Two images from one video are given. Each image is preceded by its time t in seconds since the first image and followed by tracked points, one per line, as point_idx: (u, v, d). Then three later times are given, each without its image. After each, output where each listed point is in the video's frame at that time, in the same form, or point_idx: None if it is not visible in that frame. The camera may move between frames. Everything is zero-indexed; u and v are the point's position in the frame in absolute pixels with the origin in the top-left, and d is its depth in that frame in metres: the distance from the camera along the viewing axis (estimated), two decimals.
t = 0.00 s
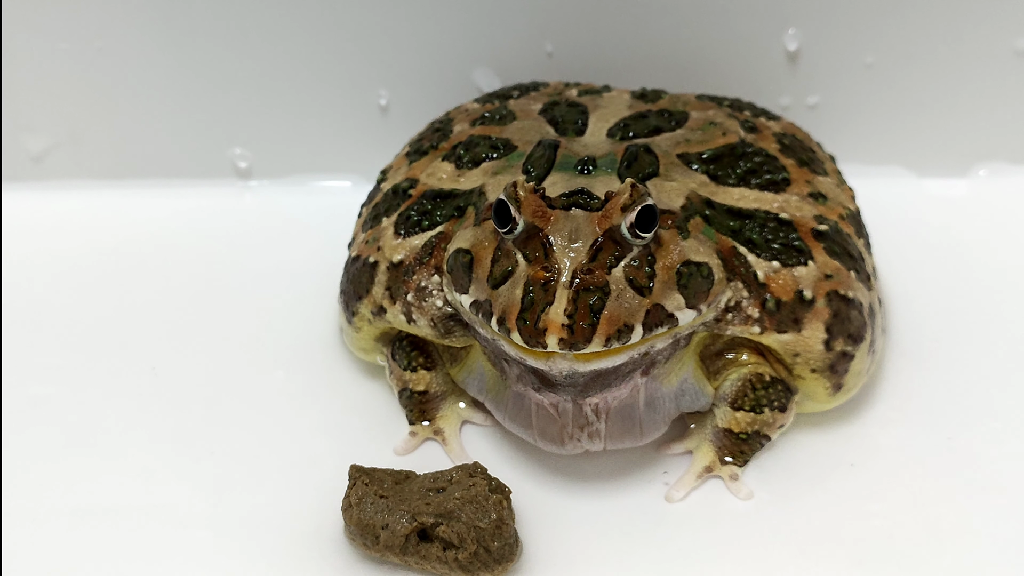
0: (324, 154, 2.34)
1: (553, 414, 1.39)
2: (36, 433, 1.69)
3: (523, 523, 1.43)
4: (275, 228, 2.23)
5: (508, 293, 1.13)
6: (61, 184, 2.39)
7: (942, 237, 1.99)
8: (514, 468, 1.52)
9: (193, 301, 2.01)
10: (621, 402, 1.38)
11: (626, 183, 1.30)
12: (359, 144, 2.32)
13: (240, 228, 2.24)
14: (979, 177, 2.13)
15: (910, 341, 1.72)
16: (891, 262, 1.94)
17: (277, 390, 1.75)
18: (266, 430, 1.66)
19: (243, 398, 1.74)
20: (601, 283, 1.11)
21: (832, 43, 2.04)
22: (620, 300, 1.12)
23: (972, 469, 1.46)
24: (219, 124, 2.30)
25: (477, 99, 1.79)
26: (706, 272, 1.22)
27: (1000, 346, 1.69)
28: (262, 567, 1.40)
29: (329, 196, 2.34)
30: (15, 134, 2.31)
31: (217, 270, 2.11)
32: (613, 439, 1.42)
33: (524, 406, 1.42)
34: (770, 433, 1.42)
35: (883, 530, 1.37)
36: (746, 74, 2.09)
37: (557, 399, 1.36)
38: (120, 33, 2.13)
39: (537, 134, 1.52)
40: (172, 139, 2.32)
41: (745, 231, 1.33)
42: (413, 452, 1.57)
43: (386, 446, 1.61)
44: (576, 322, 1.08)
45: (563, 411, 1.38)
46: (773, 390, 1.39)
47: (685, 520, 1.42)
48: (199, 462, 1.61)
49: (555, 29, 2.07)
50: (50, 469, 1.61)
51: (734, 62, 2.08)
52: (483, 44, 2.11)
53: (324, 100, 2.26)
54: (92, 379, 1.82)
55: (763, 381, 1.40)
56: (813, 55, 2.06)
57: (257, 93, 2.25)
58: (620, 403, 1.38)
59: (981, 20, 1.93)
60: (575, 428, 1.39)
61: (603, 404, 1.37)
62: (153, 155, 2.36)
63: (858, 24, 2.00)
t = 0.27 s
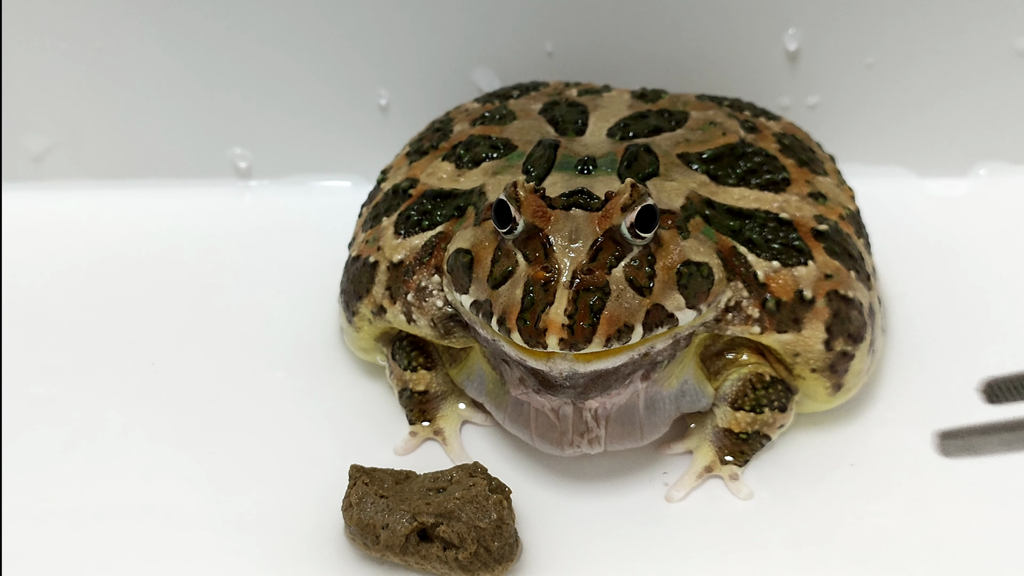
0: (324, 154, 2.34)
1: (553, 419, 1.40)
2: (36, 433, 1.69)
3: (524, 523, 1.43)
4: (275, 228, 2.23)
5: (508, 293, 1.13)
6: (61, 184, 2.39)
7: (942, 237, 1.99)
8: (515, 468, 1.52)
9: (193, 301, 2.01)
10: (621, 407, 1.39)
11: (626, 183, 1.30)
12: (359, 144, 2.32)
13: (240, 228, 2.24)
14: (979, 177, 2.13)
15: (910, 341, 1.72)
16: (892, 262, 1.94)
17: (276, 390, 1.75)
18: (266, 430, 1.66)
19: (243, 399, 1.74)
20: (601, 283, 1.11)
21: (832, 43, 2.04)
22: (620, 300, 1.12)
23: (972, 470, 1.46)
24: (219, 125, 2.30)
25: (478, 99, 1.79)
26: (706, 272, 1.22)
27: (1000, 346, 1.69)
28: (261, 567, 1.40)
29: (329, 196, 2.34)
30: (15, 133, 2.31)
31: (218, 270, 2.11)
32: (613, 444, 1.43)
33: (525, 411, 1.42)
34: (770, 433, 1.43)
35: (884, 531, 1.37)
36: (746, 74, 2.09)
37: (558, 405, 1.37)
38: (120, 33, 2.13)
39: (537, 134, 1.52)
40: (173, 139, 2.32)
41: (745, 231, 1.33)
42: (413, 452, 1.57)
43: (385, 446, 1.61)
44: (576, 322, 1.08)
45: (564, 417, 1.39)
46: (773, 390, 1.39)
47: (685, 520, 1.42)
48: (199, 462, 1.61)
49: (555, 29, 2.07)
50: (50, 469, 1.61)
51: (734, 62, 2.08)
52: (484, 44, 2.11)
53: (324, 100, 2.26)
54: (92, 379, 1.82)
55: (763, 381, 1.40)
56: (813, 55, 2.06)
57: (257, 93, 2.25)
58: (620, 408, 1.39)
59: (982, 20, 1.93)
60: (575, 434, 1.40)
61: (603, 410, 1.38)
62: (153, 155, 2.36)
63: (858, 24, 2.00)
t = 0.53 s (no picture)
0: (324, 154, 2.34)
1: (553, 423, 1.41)
2: (37, 433, 1.69)
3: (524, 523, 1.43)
4: (275, 228, 2.23)
5: (508, 294, 1.13)
6: (61, 184, 2.39)
7: (942, 237, 1.99)
8: (515, 468, 1.53)
9: (193, 300, 2.01)
10: (621, 411, 1.39)
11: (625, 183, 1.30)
12: (358, 144, 2.32)
13: (240, 228, 2.24)
14: (979, 177, 2.13)
15: (910, 341, 1.72)
16: (891, 263, 1.94)
17: (276, 390, 1.75)
18: (266, 430, 1.66)
19: (243, 399, 1.74)
20: (600, 284, 1.11)
21: (832, 43, 2.04)
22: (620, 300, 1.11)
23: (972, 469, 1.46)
24: (219, 125, 2.30)
25: (478, 99, 1.79)
26: (706, 272, 1.22)
27: (1000, 346, 1.69)
28: (262, 567, 1.40)
29: (329, 196, 2.34)
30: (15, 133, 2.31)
31: (217, 270, 2.11)
32: (613, 448, 1.43)
33: (525, 414, 1.43)
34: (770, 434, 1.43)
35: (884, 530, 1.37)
36: (746, 74, 2.09)
37: (558, 408, 1.37)
38: (120, 33, 2.13)
39: (537, 134, 1.52)
40: (173, 139, 2.32)
41: (745, 231, 1.33)
42: (413, 452, 1.57)
43: (385, 446, 1.61)
44: (576, 322, 1.08)
45: (564, 421, 1.39)
46: (773, 390, 1.39)
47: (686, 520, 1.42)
48: (199, 462, 1.61)
49: (555, 29, 2.07)
50: (51, 469, 1.61)
51: (734, 62, 2.08)
52: (484, 45, 2.11)
53: (324, 100, 2.26)
54: (92, 379, 1.82)
55: (763, 381, 1.39)
56: (813, 55, 2.06)
57: (257, 93, 2.25)
58: (620, 411, 1.39)
59: (982, 20, 1.93)
60: (575, 439, 1.40)
61: (603, 414, 1.39)
62: (153, 155, 2.36)
63: (858, 24, 2.00)
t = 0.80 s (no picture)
0: (325, 154, 2.34)
1: (553, 425, 1.41)
2: (37, 433, 1.69)
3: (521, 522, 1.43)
4: (274, 228, 2.23)
5: (508, 294, 1.13)
6: (61, 184, 2.39)
7: (941, 237, 1.99)
8: (516, 468, 1.53)
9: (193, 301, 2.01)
10: (621, 413, 1.40)
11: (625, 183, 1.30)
12: (358, 144, 2.32)
13: (240, 228, 2.24)
14: (979, 177, 2.13)
15: (909, 341, 1.72)
16: (891, 263, 1.94)
17: (276, 390, 1.75)
18: (266, 430, 1.66)
19: (244, 398, 1.74)
20: (601, 285, 1.10)
21: (832, 44, 2.04)
22: (620, 300, 1.11)
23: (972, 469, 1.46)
24: (219, 125, 2.30)
25: (478, 99, 1.79)
26: (705, 272, 1.22)
27: (1000, 346, 1.69)
28: (262, 568, 1.40)
29: (329, 196, 2.34)
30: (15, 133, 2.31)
31: (218, 271, 2.11)
32: (613, 449, 1.43)
33: (525, 414, 1.43)
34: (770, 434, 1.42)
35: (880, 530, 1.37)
36: (746, 74, 2.09)
37: (559, 410, 1.37)
38: (121, 33, 2.13)
39: (537, 134, 1.52)
40: (173, 139, 2.32)
41: (745, 231, 1.33)
42: (413, 452, 1.57)
43: (385, 446, 1.61)
44: (576, 322, 1.08)
45: (564, 422, 1.39)
46: (774, 391, 1.39)
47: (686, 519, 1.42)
48: (199, 462, 1.61)
49: (556, 29, 2.07)
50: (50, 469, 1.61)
51: (734, 62, 2.08)
52: (484, 44, 2.11)
53: (324, 99, 2.26)
54: (93, 379, 1.82)
55: (763, 381, 1.39)
56: (813, 55, 2.05)
57: (257, 93, 2.25)
58: (620, 413, 1.39)
59: (982, 20, 1.93)
60: (575, 441, 1.40)
61: (603, 416, 1.39)
62: (153, 155, 2.36)
63: (858, 24, 2.00)
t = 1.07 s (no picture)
0: (325, 154, 2.34)
1: (553, 425, 1.41)
2: (37, 433, 1.69)
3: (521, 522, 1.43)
4: (274, 228, 2.23)
5: (508, 294, 1.13)
6: (61, 184, 2.39)
7: (941, 237, 1.99)
8: (516, 468, 1.53)
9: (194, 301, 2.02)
10: (621, 414, 1.40)
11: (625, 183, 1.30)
12: (358, 143, 2.32)
13: (240, 228, 2.24)
14: (979, 177, 2.13)
15: (910, 341, 1.72)
16: (891, 263, 1.94)
17: (276, 391, 1.75)
18: (266, 430, 1.66)
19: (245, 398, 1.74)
20: (601, 285, 1.10)
21: (832, 44, 2.04)
22: (620, 300, 1.11)
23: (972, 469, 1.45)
24: (219, 125, 2.30)
25: (478, 99, 1.80)
26: (704, 272, 1.22)
27: (1000, 346, 1.68)
28: (262, 567, 1.40)
29: (329, 196, 2.34)
30: (15, 134, 2.31)
31: (218, 271, 2.11)
32: (613, 450, 1.43)
33: (525, 414, 1.43)
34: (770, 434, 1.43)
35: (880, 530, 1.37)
36: (746, 74, 2.09)
37: (559, 411, 1.37)
38: (121, 33, 2.13)
39: (537, 134, 1.52)
40: (173, 139, 2.33)
41: (745, 231, 1.33)
42: (413, 452, 1.57)
43: (385, 446, 1.61)
44: (576, 322, 1.08)
45: (564, 423, 1.39)
46: (774, 390, 1.39)
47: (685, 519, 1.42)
48: (199, 462, 1.61)
49: (556, 29, 2.07)
50: (50, 469, 1.61)
51: (734, 62, 2.08)
52: (484, 45, 2.11)
53: (324, 99, 2.26)
54: (93, 379, 1.82)
55: (763, 381, 1.39)
56: (813, 55, 2.05)
57: (257, 93, 2.25)
58: (620, 413, 1.39)
59: (982, 20, 1.93)
60: (575, 441, 1.40)
61: (603, 416, 1.39)
62: (153, 156, 2.36)
63: (858, 24, 1.99)
